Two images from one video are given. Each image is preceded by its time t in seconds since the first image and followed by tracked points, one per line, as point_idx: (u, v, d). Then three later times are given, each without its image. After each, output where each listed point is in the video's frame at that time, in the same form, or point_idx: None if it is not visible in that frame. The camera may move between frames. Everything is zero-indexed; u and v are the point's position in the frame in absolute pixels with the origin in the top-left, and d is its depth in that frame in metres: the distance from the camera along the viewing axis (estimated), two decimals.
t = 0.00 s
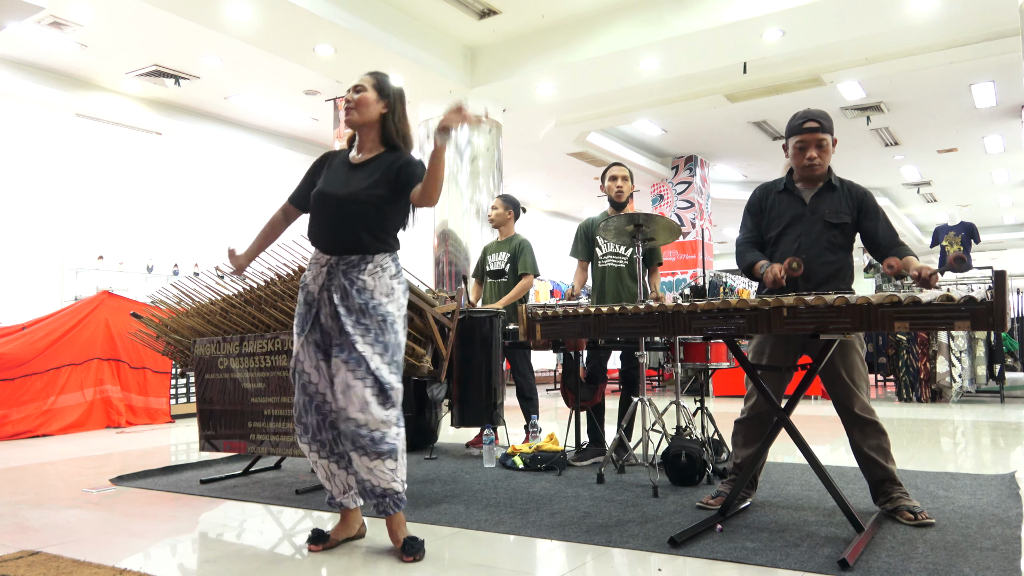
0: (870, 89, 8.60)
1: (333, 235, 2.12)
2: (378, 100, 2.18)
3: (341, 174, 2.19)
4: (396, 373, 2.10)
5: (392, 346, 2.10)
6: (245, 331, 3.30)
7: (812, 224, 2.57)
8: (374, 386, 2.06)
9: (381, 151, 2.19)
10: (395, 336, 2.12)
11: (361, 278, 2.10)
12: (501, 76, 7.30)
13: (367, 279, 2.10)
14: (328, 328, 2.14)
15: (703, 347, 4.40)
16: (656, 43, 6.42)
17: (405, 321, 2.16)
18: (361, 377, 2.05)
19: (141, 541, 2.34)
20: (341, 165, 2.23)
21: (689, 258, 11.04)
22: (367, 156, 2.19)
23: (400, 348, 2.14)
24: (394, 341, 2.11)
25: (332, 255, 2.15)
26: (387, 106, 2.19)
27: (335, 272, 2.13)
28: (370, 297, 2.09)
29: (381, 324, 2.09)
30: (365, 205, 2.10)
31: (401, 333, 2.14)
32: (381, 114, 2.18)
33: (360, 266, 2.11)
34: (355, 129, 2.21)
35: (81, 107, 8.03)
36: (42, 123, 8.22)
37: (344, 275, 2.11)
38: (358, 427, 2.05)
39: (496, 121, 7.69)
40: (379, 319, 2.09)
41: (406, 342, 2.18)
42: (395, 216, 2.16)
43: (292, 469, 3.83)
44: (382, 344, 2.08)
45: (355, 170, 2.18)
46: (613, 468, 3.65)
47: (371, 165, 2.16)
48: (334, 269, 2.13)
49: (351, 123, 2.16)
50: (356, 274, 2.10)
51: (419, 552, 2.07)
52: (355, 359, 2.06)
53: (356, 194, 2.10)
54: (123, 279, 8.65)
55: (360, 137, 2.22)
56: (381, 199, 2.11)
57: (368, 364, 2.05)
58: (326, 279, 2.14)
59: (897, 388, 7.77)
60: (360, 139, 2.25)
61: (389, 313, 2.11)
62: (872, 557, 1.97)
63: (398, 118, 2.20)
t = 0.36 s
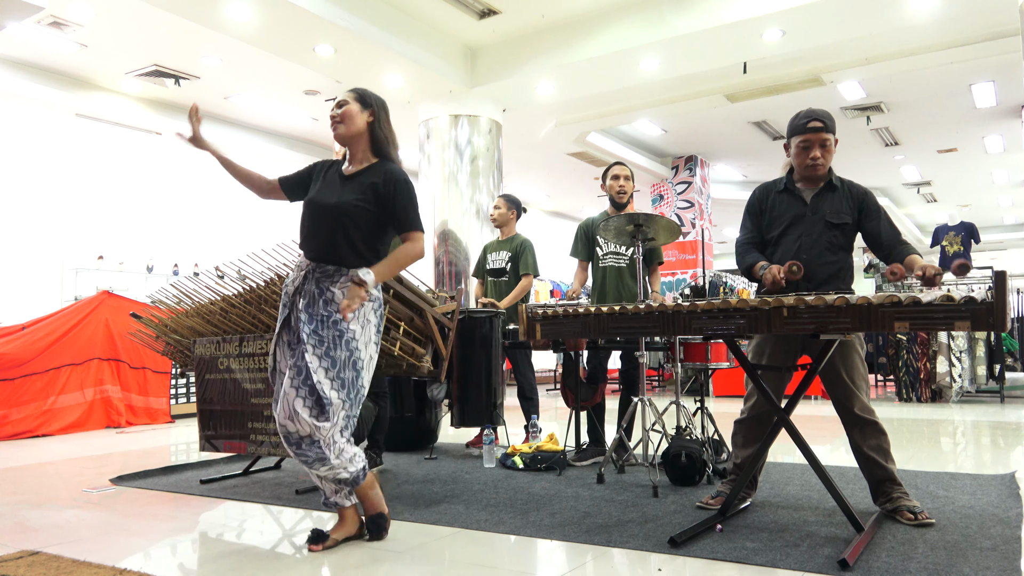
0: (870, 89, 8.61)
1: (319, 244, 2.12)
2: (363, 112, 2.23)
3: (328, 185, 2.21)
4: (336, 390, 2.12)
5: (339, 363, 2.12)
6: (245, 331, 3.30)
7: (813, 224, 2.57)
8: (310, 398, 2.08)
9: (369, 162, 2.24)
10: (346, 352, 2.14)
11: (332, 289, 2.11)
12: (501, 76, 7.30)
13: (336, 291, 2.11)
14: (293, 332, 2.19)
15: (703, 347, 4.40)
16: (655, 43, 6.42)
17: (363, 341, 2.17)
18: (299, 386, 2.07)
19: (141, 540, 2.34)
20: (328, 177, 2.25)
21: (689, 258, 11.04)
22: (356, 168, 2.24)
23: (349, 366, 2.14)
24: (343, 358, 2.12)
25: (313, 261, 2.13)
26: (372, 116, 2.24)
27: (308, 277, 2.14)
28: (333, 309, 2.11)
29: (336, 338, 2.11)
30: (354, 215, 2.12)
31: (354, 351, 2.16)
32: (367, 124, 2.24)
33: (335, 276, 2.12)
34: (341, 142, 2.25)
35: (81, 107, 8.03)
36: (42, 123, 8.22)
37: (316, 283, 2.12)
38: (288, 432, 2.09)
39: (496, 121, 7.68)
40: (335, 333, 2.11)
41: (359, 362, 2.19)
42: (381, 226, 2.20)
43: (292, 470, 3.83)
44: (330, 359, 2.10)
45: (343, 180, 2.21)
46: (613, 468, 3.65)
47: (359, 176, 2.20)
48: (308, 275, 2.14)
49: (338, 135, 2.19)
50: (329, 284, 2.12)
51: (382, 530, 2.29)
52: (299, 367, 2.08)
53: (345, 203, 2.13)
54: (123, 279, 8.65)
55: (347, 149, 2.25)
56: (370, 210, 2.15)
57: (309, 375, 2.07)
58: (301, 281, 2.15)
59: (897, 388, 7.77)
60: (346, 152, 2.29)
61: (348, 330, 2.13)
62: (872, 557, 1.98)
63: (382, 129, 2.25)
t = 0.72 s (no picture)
0: (870, 89, 8.61)
1: (319, 225, 2.12)
2: (354, 94, 2.20)
3: (318, 165, 2.18)
4: (375, 367, 2.10)
5: (374, 339, 2.10)
6: (245, 331, 3.30)
7: (802, 228, 2.58)
8: (351, 380, 2.05)
9: (359, 141, 2.21)
10: (379, 329, 2.12)
11: (348, 271, 2.09)
12: (501, 76, 7.30)
13: (354, 271, 2.09)
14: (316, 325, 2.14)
15: (704, 347, 4.40)
16: (655, 43, 6.42)
17: (392, 315, 2.16)
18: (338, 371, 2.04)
19: (141, 540, 2.34)
20: (317, 157, 2.22)
21: (689, 258, 11.05)
22: (344, 148, 2.20)
23: (383, 341, 2.13)
24: (376, 335, 2.10)
25: (317, 247, 2.14)
26: (362, 98, 2.22)
27: (321, 265, 2.12)
28: (356, 289, 2.09)
29: (366, 316, 2.09)
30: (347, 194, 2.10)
31: (385, 326, 2.14)
32: (358, 105, 2.21)
33: (347, 258, 2.10)
34: (329, 121, 2.21)
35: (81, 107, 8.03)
36: (42, 122, 8.21)
37: (331, 268, 2.10)
38: (329, 421, 2.03)
39: (496, 121, 7.69)
40: (363, 312, 2.09)
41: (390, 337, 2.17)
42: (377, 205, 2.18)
43: (292, 470, 3.83)
44: (365, 337, 2.08)
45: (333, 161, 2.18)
46: (613, 468, 3.65)
47: (349, 155, 2.16)
48: (320, 263, 2.13)
49: (328, 115, 2.16)
50: (343, 267, 2.10)
51: (336, 562, 1.94)
52: (335, 353, 2.05)
53: (339, 183, 2.10)
54: (123, 279, 8.65)
55: (335, 129, 2.22)
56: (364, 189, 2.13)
57: (348, 357, 2.04)
58: (314, 274, 2.14)
59: (897, 388, 7.77)
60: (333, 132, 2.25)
61: (375, 306, 2.11)
62: (872, 556, 1.98)
63: (372, 109, 2.23)
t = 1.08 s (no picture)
0: (870, 89, 8.61)
1: (328, 228, 2.10)
2: (369, 99, 2.21)
3: (328, 169, 2.17)
4: (390, 364, 2.06)
5: (388, 336, 2.06)
6: (245, 331, 3.30)
7: (748, 235, 2.58)
8: (366, 379, 2.02)
9: (370, 148, 2.21)
10: (392, 325, 2.09)
11: (356, 267, 2.08)
12: (501, 76, 7.30)
13: (361, 267, 2.08)
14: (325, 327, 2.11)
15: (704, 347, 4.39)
16: (655, 43, 6.42)
17: (403, 309, 2.13)
18: (351, 370, 2.01)
19: (141, 540, 2.34)
20: (326, 162, 2.20)
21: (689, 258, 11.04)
22: (356, 154, 2.19)
23: (399, 337, 2.09)
24: (390, 331, 2.07)
25: (325, 249, 2.12)
26: (376, 105, 2.22)
27: (328, 264, 2.11)
28: (365, 284, 2.06)
29: (377, 311, 2.06)
30: (358, 198, 2.09)
31: (399, 321, 2.11)
32: (371, 112, 2.21)
33: (353, 254, 2.09)
34: (341, 126, 2.20)
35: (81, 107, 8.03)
36: (42, 122, 8.21)
37: (337, 266, 2.09)
38: (343, 422, 2.00)
39: (496, 121, 7.69)
40: (375, 307, 2.06)
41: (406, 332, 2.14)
42: (387, 209, 2.17)
43: (292, 470, 3.83)
44: (378, 334, 2.05)
45: (344, 166, 2.17)
46: (613, 468, 3.65)
47: (361, 161, 2.16)
48: (327, 263, 2.12)
49: (343, 118, 2.16)
50: (350, 263, 2.08)
51: (334, 570, 1.92)
52: (347, 353, 2.01)
53: (350, 186, 2.09)
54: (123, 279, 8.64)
55: (347, 134, 2.21)
56: (374, 194, 2.12)
57: (361, 355, 2.01)
58: (320, 275, 2.12)
59: (897, 388, 7.77)
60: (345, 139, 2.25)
61: (386, 301, 2.09)
62: (872, 556, 1.98)
63: (385, 118, 2.24)
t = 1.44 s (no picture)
0: (870, 89, 8.61)
1: (352, 217, 2.08)
2: (388, 86, 2.14)
3: (349, 157, 2.13)
4: (422, 353, 2.06)
5: (418, 327, 2.05)
6: (245, 331, 3.30)
7: (728, 227, 2.60)
8: (397, 368, 2.01)
9: (390, 134, 2.15)
10: (421, 316, 2.08)
11: (385, 259, 2.07)
12: (501, 76, 7.31)
13: (390, 259, 2.07)
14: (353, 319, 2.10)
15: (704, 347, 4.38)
16: (655, 43, 6.42)
17: (432, 302, 2.12)
18: (383, 359, 2.00)
19: (141, 540, 2.34)
20: (347, 149, 2.16)
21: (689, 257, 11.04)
22: (375, 140, 2.14)
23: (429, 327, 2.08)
24: (420, 322, 2.06)
25: (351, 238, 2.10)
26: (396, 91, 2.15)
27: (356, 258, 2.09)
28: (395, 276, 2.06)
29: (407, 303, 2.05)
30: (381, 187, 2.06)
31: (427, 313, 2.10)
32: (391, 99, 2.15)
33: (382, 248, 2.08)
34: (360, 112, 2.13)
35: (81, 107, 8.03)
36: (42, 122, 8.21)
37: (365, 258, 2.08)
38: (378, 412, 1.99)
39: (496, 121, 7.68)
40: (405, 299, 2.06)
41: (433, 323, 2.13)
42: (410, 195, 2.14)
43: (292, 470, 3.83)
44: (408, 324, 2.04)
45: (364, 152, 2.12)
46: (613, 468, 3.65)
47: (382, 148, 2.11)
48: (355, 256, 2.10)
49: (361, 107, 2.09)
50: (379, 256, 2.07)
51: (375, 560, 1.93)
52: (379, 342, 2.01)
53: (371, 174, 2.05)
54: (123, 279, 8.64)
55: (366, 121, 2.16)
56: (400, 179, 2.09)
57: (394, 344, 2.00)
58: (349, 267, 2.11)
59: (897, 388, 7.78)
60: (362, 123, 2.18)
61: (415, 293, 2.08)
62: (872, 557, 1.97)
63: (405, 103, 2.16)
